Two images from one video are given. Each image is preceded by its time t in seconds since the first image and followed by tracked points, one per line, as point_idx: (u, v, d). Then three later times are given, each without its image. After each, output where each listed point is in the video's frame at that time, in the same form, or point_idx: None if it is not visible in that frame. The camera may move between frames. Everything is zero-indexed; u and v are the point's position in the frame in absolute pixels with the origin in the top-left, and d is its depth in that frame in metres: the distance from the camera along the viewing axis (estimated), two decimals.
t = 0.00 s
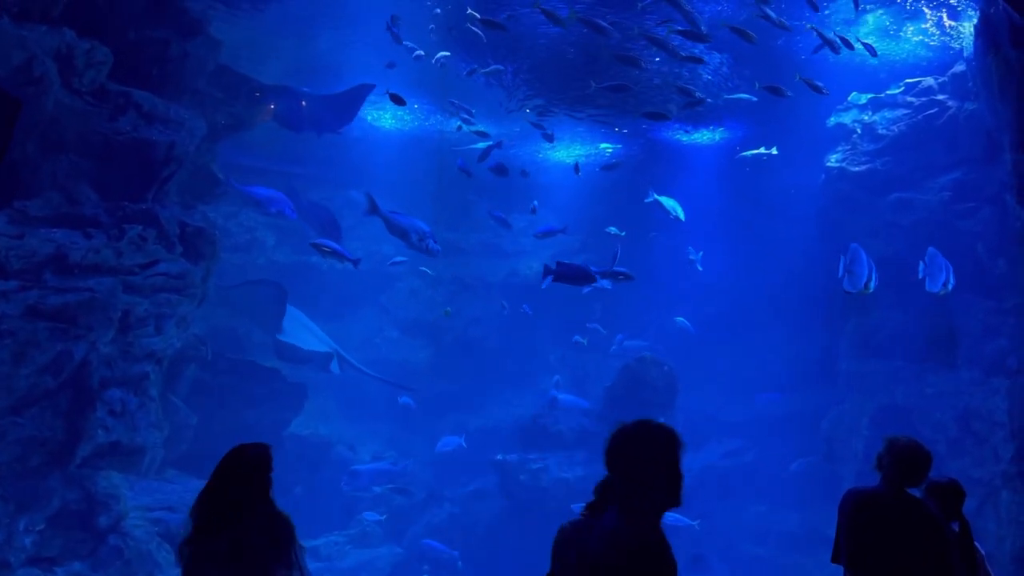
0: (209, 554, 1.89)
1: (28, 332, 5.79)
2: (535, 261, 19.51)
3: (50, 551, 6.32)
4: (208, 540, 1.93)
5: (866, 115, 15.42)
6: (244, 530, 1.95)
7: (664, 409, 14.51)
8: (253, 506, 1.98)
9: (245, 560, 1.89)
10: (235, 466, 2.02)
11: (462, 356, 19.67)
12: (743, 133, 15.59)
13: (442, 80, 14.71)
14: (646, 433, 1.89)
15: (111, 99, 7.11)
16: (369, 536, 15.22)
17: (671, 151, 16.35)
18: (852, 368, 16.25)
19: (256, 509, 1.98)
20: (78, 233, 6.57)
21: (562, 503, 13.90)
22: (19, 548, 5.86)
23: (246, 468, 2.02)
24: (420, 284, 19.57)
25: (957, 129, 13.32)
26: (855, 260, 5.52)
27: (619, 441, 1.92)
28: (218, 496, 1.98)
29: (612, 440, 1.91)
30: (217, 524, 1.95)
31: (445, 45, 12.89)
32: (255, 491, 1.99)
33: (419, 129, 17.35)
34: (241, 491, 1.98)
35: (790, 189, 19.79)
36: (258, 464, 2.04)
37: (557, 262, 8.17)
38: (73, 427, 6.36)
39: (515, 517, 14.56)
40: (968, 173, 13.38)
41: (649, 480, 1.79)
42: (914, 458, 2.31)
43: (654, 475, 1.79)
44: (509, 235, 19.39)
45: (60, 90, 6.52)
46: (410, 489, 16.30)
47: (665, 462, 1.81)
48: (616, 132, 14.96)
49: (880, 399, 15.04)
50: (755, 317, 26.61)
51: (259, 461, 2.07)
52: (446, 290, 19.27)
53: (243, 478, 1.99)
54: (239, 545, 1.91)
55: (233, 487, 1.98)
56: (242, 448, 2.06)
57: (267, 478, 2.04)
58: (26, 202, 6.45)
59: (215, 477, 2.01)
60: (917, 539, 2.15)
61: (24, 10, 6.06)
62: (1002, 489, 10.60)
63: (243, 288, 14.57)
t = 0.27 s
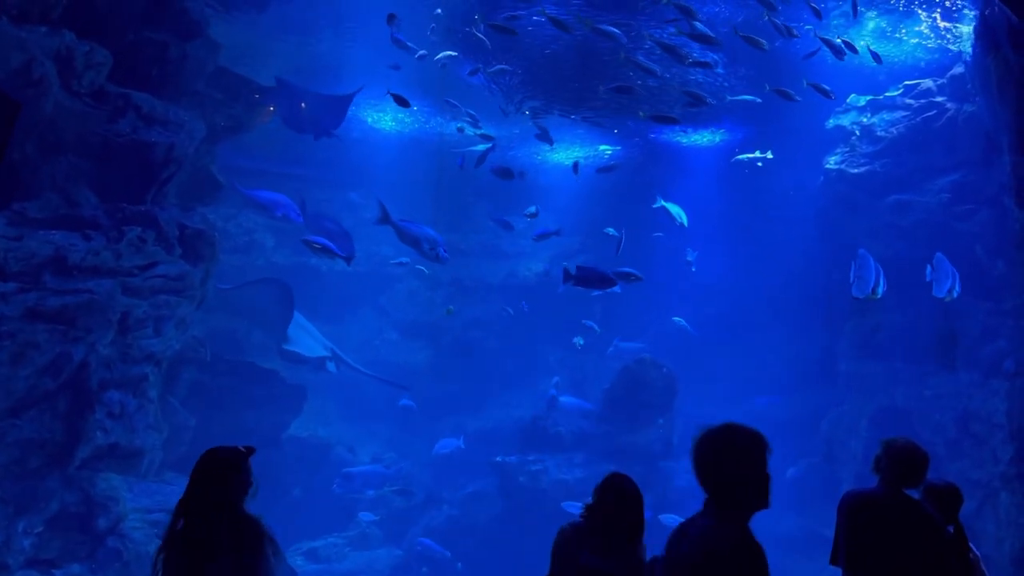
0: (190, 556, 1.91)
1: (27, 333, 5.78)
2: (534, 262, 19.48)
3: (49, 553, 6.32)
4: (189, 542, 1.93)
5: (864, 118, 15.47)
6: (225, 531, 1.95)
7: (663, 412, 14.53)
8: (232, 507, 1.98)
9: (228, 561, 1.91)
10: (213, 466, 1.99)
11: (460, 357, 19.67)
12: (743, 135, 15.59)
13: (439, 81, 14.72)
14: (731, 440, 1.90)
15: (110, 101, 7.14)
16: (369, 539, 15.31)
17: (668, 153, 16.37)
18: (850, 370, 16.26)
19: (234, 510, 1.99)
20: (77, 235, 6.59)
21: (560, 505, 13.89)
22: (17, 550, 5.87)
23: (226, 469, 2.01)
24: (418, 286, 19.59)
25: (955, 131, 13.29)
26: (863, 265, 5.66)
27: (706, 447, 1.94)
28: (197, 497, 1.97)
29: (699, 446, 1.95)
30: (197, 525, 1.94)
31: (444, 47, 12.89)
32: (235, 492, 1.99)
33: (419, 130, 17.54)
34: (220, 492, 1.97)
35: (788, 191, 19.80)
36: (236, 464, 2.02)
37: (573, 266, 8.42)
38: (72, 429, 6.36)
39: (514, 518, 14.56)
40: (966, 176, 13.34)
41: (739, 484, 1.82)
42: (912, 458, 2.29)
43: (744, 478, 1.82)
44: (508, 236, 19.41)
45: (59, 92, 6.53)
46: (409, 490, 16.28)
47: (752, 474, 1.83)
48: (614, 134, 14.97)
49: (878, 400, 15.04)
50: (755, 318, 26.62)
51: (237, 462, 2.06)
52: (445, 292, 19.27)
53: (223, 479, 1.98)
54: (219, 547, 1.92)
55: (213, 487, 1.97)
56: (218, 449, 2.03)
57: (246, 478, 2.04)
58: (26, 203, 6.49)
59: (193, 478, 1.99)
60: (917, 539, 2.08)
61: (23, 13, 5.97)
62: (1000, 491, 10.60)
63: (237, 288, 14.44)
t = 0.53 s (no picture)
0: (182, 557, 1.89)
1: (26, 334, 5.76)
2: (535, 263, 19.39)
3: (48, 554, 6.29)
4: (182, 543, 1.92)
5: (864, 119, 15.41)
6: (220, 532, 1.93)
7: (663, 413, 14.54)
8: (225, 507, 1.96)
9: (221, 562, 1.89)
10: (208, 466, 1.98)
11: (459, 358, 19.66)
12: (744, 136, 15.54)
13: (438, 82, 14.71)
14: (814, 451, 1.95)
15: (109, 102, 7.12)
16: (367, 540, 15.23)
17: (668, 155, 16.35)
18: (850, 372, 16.23)
19: (228, 510, 1.96)
20: (76, 236, 6.62)
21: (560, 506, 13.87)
22: (16, 552, 5.85)
23: (220, 469, 1.99)
24: (417, 287, 19.59)
25: (954, 133, 13.27)
26: (871, 270, 5.66)
27: (799, 457, 1.99)
28: (191, 498, 1.96)
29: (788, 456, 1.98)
30: (191, 525, 1.93)
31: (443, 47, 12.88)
32: (228, 492, 1.97)
33: (418, 131, 17.63)
34: (213, 493, 1.95)
35: (788, 193, 19.79)
36: (230, 465, 2.01)
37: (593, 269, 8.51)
38: (72, 433, 6.32)
39: (513, 520, 14.52)
40: (965, 177, 13.35)
41: (827, 493, 1.89)
42: (908, 454, 2.29)
43: (834, 488, 1.89)
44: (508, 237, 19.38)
45: (59, 92, 6.52)
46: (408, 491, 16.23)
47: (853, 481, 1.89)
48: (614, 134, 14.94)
49: (879, 402, 15.00)
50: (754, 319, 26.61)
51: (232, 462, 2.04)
52: (445, 293, 19.27)
53: (216, 479, 1.96)
54: (213, 548, 1.90)
55: (206, 488, 1.95)
56: (212, 449, 2.01)
57: (241, 478, 2.01)
58: (26, 204, 6.49)
59: (187, 478, 1.98)
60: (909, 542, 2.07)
61: (23, 14, 5.97)
62: (1001, 492, 10.56)
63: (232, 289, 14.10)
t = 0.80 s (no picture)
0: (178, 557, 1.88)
1: (24, 335, 5.75)
2: (535, 265, 19.42)
3: (46, 555, 6.25)
4: (180, 542, 1.92)
5: (862, 122, 15.46)
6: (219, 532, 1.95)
7: (662, 417, 14.72)
8: (225, 507, 1.97)
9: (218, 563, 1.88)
10: (208, 466, 2.00)
11: (458, 359, 19.67)
12: (742, 138, 15.56)
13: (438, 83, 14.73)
14: (915, 443, 1.89)
15: (109, 103, 7.13)
16: (365, 542, 14.97)
17: (667, 157, 16.37)
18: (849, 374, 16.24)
19: (226, 511, 1.97)
20: (75, 237, 6.63)
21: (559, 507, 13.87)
22: (13, 553, 5.84)
23: (219, 470, 2.01)
24: (416, 288, 19.61)
25: (951, 136, 13.36)
26: (878, 277, 5.84)
27: (884, 454, 1.93)
28: (191, 498, 1.97)
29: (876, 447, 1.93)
30: (189, 526, 1.93)
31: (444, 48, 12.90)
32: (228, 492, 1.98)
33: (417, 133, 17.73)
34: (213, 492, 1.96)
35: (788, 195, 19.81)
36: (229, 466, 2.02)
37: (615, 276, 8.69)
38: (70, 434, 6.32)
39: (511, 522, 14.52)
40: (964, 179, 13.42)
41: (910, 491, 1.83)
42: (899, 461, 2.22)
43: (916, 488, 1.83)
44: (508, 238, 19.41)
45: (58, 94, 6.54)
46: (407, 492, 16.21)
47: (941, 486, 1.81)
48: (613, 136, 14.96)
49: (878, 404, 14.98)
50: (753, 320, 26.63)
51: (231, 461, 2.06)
52: (444, 295, 19.30)
53: (217, 479, 1.97)
54: (210, 548, 1.90)
55: (206, 488, 1.97)
56: (212, 450, 2.03)
57: (241, 478, 2.03)
58: (25, 204, 6.50)
59: (187, 478, 1.99)
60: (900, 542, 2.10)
61: (23, 15, 5.97)
62: (999, 494, 10.57)
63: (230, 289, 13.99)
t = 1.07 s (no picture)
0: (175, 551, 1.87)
1: (23, 333, 5.73)
2: (535, 265, 19.52)
3: (44, 554, 6.31)
4: (174, 535, 1.90)
5: (863, 122, 15.32)
6: (214, 526, 1.94)
7: (662, 418, 14.68)
8: (218, 501, 1.94)
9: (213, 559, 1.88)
10: (203, 459, 1.98)
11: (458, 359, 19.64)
12: (743, 138, 15.55)
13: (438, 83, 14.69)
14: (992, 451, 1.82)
15: (108, 102, 7.12)
16: (364, 542, 15.05)
17: (668, 158, 16.36)
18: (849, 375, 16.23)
19: (218, 505, 1.95)
20: (75, 236, 6.61)
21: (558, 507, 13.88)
22: (12, 551, 5.85)
23: (214, 463, 1.99)
24: (416, 288, 19.60)
25: (954, 136, 13.19)
26: (886, 281, 5.81)
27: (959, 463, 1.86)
28: (185, 490, 1.95)
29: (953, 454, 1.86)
30: (184, 519, 1.92)
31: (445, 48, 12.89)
32: (223, 486, 1.95)
33: (415, 132, 17.72)
34: (208, 482, 1.94)
35: (788, 195, 19.79)
36: (222, 459, 1.99)
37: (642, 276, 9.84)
38: (70, 432, 6.27)
39: (511, 522, 14.51)
40: (963, 181, 13.39)
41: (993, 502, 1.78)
42: (907, 460, 2.19)
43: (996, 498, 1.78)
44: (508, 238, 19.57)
45: (58, 92, 6.54)
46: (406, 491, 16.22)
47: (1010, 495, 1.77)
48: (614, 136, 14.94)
49: (877, 405, 14.97)
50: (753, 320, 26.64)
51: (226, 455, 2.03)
52: (444, 295, 19.21)
53: (211, 471, 1.95)
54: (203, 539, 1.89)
55: (201, 479, 1.95)
56: (206, 443, 2.01)
57: (236, 471, 2.00)
58: (24, 203, 6.51)
59: (183, 469, 1.97)
60: (896, 535, 2.13)
61: (23, 12, 5.87)
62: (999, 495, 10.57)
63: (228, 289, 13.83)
